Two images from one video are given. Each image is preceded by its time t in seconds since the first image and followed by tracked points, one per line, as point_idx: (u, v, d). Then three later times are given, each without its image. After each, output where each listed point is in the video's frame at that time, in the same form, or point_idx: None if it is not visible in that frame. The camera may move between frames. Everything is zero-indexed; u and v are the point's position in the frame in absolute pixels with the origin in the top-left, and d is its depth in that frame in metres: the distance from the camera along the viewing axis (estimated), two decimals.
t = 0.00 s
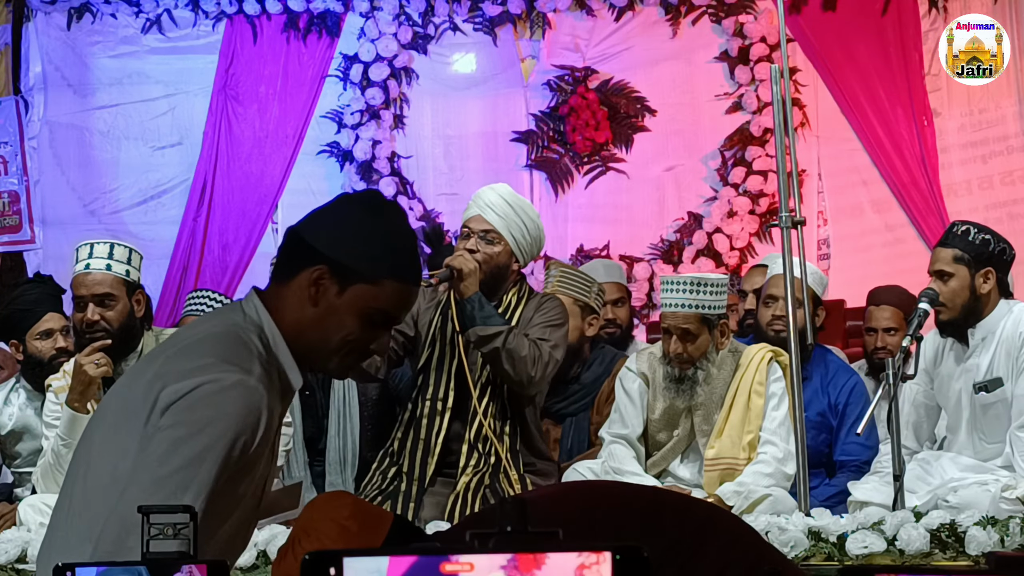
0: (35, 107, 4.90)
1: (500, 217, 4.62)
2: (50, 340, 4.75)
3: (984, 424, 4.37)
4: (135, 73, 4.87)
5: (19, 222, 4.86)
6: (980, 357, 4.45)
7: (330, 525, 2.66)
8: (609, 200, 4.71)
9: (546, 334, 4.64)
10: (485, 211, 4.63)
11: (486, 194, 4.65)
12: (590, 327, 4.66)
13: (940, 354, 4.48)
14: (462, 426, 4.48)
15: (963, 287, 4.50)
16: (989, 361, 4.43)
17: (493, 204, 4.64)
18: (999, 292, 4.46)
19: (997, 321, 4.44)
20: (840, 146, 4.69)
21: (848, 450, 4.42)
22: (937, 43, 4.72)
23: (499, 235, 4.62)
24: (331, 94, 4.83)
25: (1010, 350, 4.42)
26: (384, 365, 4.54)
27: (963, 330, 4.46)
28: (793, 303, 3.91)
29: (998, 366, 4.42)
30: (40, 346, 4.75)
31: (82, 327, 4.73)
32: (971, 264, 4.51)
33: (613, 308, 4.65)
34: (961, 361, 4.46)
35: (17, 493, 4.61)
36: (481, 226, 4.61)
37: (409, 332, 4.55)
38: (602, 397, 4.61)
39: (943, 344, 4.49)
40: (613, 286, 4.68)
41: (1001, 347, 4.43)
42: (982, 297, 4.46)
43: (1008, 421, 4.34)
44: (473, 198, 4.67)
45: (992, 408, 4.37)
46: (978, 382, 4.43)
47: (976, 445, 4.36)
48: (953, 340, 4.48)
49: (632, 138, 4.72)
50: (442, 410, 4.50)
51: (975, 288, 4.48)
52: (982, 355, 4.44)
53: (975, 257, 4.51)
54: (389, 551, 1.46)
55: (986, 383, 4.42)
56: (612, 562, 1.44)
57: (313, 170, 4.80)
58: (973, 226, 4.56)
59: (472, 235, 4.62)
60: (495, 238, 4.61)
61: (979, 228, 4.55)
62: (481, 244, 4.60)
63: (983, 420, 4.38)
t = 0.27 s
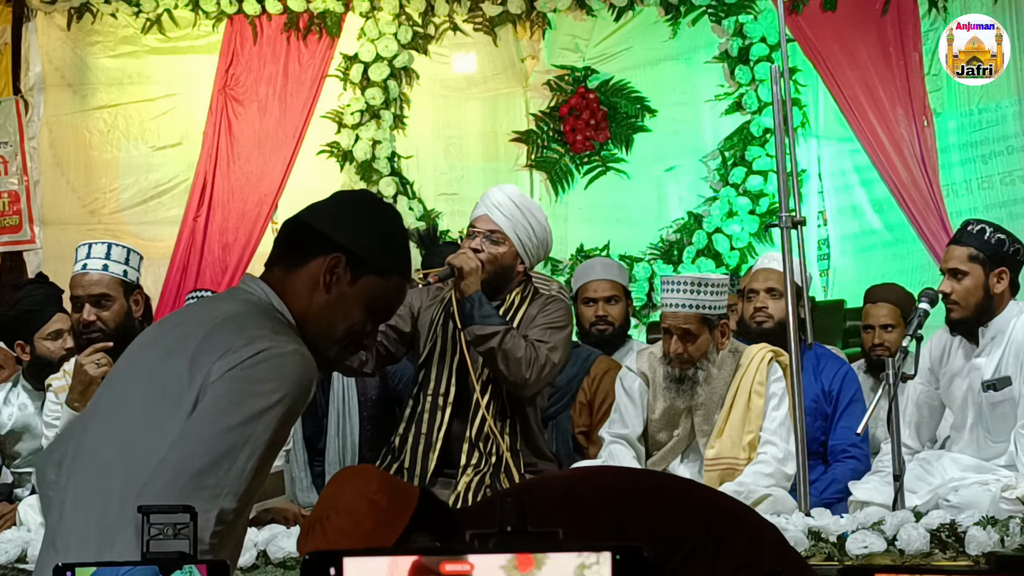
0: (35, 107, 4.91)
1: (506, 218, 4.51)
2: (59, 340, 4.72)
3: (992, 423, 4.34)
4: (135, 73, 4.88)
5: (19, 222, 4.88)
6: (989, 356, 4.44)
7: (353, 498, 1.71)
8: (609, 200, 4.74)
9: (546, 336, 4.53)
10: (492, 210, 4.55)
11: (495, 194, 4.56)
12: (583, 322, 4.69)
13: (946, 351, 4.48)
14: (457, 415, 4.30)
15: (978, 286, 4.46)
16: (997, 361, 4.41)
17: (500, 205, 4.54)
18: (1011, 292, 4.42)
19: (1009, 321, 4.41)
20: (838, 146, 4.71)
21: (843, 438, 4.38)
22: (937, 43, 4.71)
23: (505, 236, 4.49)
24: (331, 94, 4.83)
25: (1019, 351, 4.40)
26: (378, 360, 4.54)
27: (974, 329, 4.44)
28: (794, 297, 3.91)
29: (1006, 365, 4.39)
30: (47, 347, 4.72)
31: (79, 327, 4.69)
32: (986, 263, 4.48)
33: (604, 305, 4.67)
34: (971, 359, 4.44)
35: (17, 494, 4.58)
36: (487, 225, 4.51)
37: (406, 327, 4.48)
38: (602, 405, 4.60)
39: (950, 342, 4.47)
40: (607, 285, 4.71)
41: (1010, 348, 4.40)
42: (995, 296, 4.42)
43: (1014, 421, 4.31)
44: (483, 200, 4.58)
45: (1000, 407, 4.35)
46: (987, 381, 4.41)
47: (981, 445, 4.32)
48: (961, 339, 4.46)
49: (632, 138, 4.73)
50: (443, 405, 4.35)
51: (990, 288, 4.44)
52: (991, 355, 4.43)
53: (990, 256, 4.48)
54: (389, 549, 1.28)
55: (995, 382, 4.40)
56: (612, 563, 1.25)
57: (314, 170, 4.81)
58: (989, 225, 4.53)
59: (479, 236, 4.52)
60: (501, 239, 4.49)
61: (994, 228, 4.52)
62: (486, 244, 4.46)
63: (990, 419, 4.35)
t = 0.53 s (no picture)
0: (35, 107, 4.90)
1: (511, 221, 4.63)
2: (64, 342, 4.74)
3: (997, 423, 4.36)
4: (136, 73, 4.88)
5: (19, 222, 4.86)
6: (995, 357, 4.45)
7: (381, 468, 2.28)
8: (608, 200, 4.70)
9: (545, 342, 4.60)
10: (498, 212, 4.65)
11: (501, 195, 4.67)
12: (583, 321, 4.65)
13: (949, 351, 4.47)
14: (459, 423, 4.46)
15: (985, 287, 4.48)
16: (1002, 362, 4.44)
17: (506, 207, 4.65)
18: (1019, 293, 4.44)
19: (1014, 323, 4.44)
20: (837, 146, 4.68)
21: (845, 431, 4.44)
22: (937, 43, 4.72)
23: (508, 239, 4.62)
24: (331, 94, 4.83)
25: None
26: (376, 353, 4.55)
27: (982, 328, 4.46)
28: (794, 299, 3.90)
29: (1011, 366, 4.42)
30: (56, 348, 4.72)
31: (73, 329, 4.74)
32: (994, 265, 4.51)
33: (603, 303, 4.63)
34: (976, 359, 4.45)
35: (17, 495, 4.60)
36: (492, 227, 4.63)
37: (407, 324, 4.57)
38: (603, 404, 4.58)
39: (953, 343, 4.47)
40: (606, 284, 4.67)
41: (1015, 349, 4.43)
42: (1004, 297, 4.44)
43: (1018, 421, 4.34)
44: (490, 200, 4.68)
45: (1004, 407, 4.37)
46: (991, 381, 4.43)
47: (983, 446, 4.34)
48: (965, 339, 4.47)
49: (632, 138, 4.73)
50: (443, 408, 4.49)
51: (997, 289, 4.46)
52: (996, 356, 4.45)
53: (998, 257, 4.50)
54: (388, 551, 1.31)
55: (1000, 382, 4.42)
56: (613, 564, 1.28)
57: (314, 170, 4.81)
58: (999, 227, 4.55)
59: (485, 236, 4.64)
60: (504, 242, 4.62)
61: (1004, 230, 4.54)
62: (489, 247, 4.61)
63: (995, 419, 4.37)
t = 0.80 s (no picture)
0: (35, 108, 4.90)
1: (512, 221, 4.57)
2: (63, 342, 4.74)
3: (996, 423, 4.38)
4: (136, 73, 4.88)
5: (19, 223, 4.86)
6: (994, 358, 4.47)
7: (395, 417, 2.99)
8: (608, 201, 4.70)
9: (546, 342, 4.52)
10: (498, 213, 4.60)
11: (500, 195, 4.63)
12: (584, 322, 4.62)
13: (948, 352, 4.48)
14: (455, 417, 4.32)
15: (986, 287, 4.49)
16: (1001, 363, 4.46)
17: (507, 207, 4.58)
18: (1018, 293, 4.46)
19: (1013, 322, 4.47)
20: (837, 146, 4.68)
21: (849, 422, 4.48)
22: (937, 43, 4.73)
23: (508, 240, 4.55)
24: (331, 93, 4.83)
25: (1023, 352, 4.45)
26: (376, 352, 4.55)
27: (981, 328, 4.48)
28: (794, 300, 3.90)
29: (1009, 366, 4.44)
30: (52, 347, 4.73)
31: (70, 330, 4.74)
32: (994, 264, 4.52)
33: (604, 303, 4.62)
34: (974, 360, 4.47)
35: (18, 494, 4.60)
36: (492, 228, 4.56)
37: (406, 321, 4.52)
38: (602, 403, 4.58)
39: (952, 343, 4.48)
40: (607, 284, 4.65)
41: (1014, 349, 4.45)
42: (1003, 297, 4.46)
43: (1017, 422, 4.36)
44: (490, 202, 4.62)
45: (1003, 407, 4.39)
46: (991, 381, 4.45)
47: (982, 446, 4.35)
48: (963, 339, 4.48)
49: (632, 138, 4.73)
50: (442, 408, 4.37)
51: (997, 290, 4.47)
52: (995, 357, 4.47)
53: (997, 257, 4.52)
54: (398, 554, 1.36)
55: (999, 382, 4.44)
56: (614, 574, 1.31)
57: (314, 170, 4.81)
58: (998, 227, 4.57)
59: (485, 237, 4.56)
60: (504, 243, 4.54)
61: (1003, 230, 4.57)
62: (489, 247, 4.53)
63: (994, 419, 4.38)
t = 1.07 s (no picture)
0: (35, 107, 4.90)
1: (509, 222, 4.65)
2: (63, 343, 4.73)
3: (994, 423, 4.36)
4: (136, 73, 4.88)
5: (19, 222, 4.86)
6: (991, 358, 4.45)
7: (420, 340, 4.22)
8: (608, 201, 4.72)
9: (545, 342, 4.54)
10: (495, 214, 4.66)
11: (496, 195, 4.68)
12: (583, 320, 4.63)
13: (945, 352, 4.47)
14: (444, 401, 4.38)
15: (984, 287, 4.48)
16: (998, 362, 4.44)
17: (505, 208, 4.66)
18: (1015, 293, 4.45)
19: (1010, 322, 4.45)
20: (838, 146, 4.69)
21: (842, 422, 4.48)
22: (937, 43, 4.72)
23: (506, 240, 4.63)
24: (331, 93, 4.83)
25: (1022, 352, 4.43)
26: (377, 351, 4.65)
27: (978, 329, 4.47)
28: (794, 300, 3.89)
29: (1008, 366, 4.42)
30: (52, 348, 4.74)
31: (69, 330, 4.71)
32: (991, 265, 4.51)
33: (604, 301, 4.62)
34: (971, 360, 4.45)
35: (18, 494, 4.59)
36: (490, 228, 4.64)
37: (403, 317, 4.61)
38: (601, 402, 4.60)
39: (949, 342, 4.48)
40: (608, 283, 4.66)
41: (1011, 349, 4.43)
42: (1000, 297, 4.46)
43: (1016, 422, 4.34)
44: (485, 202, 4.68)
45: (1002, 407, 4.37)
46: (988, 381, 4.42)
47: (982, 446, 4.34)
48: (960, 339, 4.47)
49: (632, 138, 4.73)
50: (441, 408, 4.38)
51: (994, 290, 4.47)
52: (993, 356, 4.44)
53: (994, 257, 4.51)
54: (390, 548, 1.28)
55: (996, 383, 4.42)
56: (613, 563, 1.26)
57: (314, 170, 4.81)
58: (995, 227, 4.54)
59: (482, 237, 4.64)
60: (503, 243, 4.63)
61: (1001, 230, 4.54)
62: (488, 247, 4.61)
63: (993, 420, 4.37)
